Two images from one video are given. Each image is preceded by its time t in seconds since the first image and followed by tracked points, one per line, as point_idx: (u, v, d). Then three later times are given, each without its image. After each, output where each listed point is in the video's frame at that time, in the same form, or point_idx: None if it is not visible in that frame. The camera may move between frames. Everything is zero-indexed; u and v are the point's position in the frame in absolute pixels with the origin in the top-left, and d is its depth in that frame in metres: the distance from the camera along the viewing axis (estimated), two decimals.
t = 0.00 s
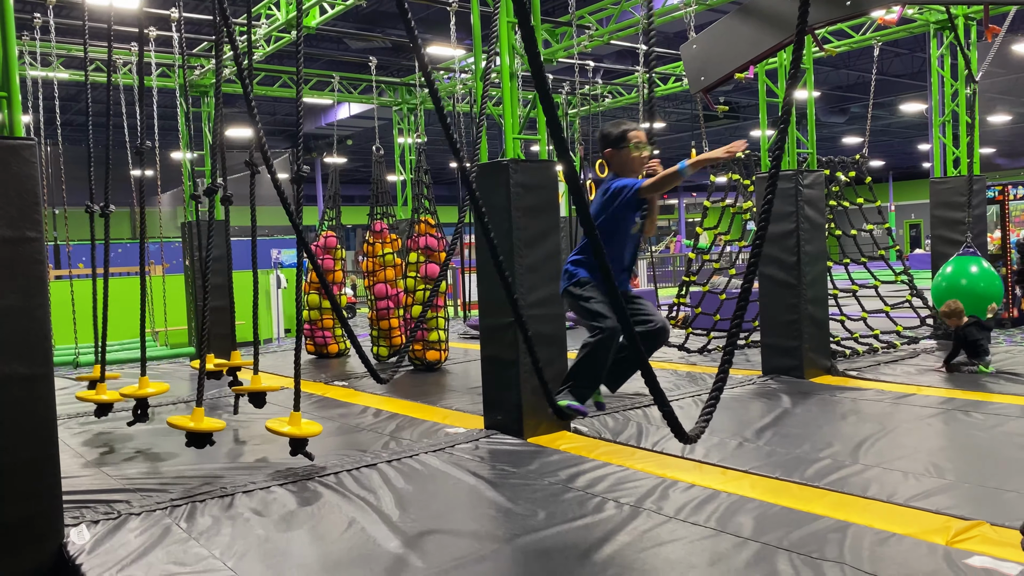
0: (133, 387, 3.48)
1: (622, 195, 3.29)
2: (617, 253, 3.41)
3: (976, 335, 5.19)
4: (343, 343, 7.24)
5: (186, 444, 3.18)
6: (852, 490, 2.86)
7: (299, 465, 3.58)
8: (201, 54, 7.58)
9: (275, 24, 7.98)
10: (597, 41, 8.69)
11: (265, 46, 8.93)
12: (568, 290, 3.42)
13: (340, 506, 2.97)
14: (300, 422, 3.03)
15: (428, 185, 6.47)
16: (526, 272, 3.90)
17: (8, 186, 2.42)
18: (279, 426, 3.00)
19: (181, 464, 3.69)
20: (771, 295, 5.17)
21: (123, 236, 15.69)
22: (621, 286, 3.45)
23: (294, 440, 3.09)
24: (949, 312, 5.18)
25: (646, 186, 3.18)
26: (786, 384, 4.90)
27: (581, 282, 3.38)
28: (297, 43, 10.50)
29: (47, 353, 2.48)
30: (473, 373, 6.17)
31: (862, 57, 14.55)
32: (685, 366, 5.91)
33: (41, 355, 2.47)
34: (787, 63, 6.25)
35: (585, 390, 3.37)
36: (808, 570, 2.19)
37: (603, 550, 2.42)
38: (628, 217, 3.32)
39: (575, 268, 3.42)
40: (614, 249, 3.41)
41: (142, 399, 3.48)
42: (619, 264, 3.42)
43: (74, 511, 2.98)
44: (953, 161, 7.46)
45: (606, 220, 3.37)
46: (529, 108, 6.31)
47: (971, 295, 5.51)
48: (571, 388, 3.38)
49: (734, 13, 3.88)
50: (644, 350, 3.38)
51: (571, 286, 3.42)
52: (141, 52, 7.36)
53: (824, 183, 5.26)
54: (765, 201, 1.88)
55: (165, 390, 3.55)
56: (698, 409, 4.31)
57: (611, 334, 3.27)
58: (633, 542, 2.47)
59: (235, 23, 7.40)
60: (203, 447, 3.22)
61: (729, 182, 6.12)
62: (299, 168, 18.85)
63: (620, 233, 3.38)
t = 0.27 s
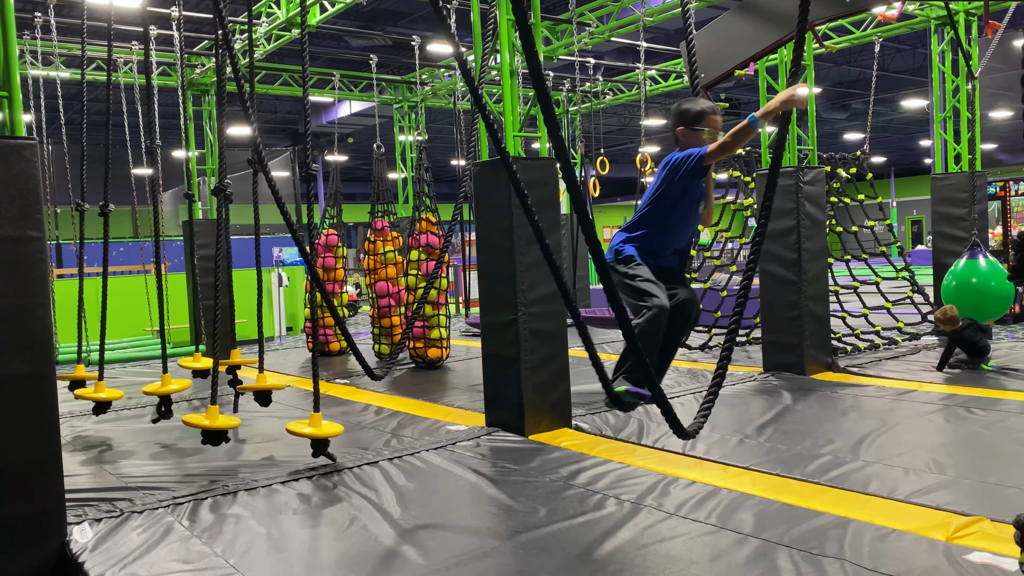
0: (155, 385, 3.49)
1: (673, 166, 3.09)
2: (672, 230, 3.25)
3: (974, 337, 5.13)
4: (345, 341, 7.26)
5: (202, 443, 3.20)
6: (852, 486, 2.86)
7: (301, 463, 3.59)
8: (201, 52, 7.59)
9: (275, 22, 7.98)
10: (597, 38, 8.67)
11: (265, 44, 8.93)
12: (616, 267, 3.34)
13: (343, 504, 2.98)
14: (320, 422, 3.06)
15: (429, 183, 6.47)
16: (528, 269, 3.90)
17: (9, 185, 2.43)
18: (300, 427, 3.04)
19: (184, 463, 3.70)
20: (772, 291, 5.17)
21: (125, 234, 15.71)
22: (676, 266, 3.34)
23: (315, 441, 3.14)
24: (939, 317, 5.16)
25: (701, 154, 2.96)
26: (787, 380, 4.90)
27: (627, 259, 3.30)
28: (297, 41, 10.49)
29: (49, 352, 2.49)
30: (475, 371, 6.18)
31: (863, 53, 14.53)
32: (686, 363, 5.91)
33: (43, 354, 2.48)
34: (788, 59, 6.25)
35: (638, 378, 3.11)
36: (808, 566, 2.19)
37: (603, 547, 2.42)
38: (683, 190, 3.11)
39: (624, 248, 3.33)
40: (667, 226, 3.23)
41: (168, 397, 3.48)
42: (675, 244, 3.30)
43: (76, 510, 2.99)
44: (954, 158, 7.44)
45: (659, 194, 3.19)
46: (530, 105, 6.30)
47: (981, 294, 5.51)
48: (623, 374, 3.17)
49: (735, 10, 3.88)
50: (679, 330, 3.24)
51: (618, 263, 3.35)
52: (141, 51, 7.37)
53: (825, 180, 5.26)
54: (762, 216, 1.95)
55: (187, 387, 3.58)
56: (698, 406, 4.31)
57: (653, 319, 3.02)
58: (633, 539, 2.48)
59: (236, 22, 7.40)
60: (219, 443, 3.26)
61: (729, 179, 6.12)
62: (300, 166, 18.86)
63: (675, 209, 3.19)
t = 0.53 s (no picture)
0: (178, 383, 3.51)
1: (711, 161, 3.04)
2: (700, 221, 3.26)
3: (971, 333, 5.16)
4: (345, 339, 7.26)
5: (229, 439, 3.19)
6: (852, 483, 2.87)
7: (302, 460, 3.59)
8: (201, 50, 7.58)
9: (274, 20, 7.97)
10: (597, 35, 8.66)
11: (265, 41, 8.92)
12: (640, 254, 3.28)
13: (344, 501, 2.98)
14: (344, 425, 3.08)
15: (429, 181, 6.47)
16: (528, 266, 3.90)
17: (9, 184, 2.43)
18: (325, 430, 3.05)
19: (185, 460, 3.71)
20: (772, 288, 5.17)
21: (125, 232, 15.69)
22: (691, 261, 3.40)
23: (339, 443, 3.17)
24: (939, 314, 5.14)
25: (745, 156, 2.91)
26: (788, 377, 4.90)
27: (653, 248, 3.26)
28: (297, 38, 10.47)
29: (50, 350, 2.49)
30: (475, 368, 6.18)
31: (863, 49, 14.51)
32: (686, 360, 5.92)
33: (44, 353, 2.48)
34: (789, 56, 6.24)
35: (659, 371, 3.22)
36: (808, 563, 2.19)
37: (603, 544, 2.43)
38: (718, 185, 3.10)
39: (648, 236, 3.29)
40: (693, 216, 3.25)
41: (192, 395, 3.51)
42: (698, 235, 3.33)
43: (77, 508, 2.99)
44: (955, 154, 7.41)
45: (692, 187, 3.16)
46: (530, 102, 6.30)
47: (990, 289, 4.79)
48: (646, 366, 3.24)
49: (734, 6, 3.87)
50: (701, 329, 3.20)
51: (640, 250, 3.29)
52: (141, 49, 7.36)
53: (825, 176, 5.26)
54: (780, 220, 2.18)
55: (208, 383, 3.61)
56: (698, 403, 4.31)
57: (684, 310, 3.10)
58: (633, 536, 2.48)
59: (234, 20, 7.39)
60: (248, 439, 3.25)
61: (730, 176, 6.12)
62: (301, 164, 18.85)
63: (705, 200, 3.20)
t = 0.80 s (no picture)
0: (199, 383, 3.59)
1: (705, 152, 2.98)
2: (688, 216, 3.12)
3: (971, 328, 5.15)
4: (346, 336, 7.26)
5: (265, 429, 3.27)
6: (855, 479, 2.86)
7: (303, 457, 3.59)
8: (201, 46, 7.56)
9: (275, 16, 7.96)
10: (598, 30, 8.64)
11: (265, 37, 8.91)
12: (636, 241, 2.97)
13: (345, 498, 2.98)
14: (368, 424, 3.03)
15: (430, 177, 6.46)
16: (529, 263, 3.89)
17: (9, 180, 2.42)
18: (348, 430, 3.00)
19: (187, 457, 3.70)
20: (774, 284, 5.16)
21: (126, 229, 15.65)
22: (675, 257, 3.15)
23: (364, 443, 3.09)
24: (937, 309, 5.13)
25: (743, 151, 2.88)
26: (790, 373, 4.89)
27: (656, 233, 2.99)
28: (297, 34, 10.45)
29: (50, 348, 2.49)
30: (476, 364, 6.17)
31: (865, 44, 14.48)
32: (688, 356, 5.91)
33: (44, 350, 2.47)
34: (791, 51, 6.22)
35: (677, 355, 2.86)
36: (811, 559, 2.19)
37: (605, 541, 2.42)
38: (712, 177, 3.02)
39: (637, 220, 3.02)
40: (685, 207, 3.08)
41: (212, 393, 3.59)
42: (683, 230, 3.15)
43: (78, 505, 2.99)
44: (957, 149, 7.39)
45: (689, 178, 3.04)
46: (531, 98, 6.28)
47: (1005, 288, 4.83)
48: (661, 349, 2.86)
49: (735, 2, 3.87)
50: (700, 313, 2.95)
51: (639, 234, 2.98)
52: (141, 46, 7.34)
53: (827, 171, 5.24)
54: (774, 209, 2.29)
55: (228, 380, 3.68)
56: (700, 399, 4.31)
57: (701, 285, 2.85)
58: (635, 533, 2.48)
59: (234, 16, 7.37)
60: (281, 428, 3.32)
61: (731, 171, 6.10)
62: (301, 160, 18.84)
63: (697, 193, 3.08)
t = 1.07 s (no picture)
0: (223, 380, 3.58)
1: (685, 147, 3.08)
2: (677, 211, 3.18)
3: (981, 321, 5.11)
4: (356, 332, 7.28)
5: (305, 418, 3.21)
6: (869, 473, 2.85)
7: (316, 453, 3.60)
8: (211, 44, 7.59)
9: (284, 13, 7.97)
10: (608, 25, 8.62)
11: (275, 34, 8.92)
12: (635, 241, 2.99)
13: (357, 494, 2.98)
14: (396, 421, 2.88)
15: (439, 174, 6.45)
16: (539, 259, 3.89)
17: (24, 178, 2.43)
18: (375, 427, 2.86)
19: (201, 453, 3.72)
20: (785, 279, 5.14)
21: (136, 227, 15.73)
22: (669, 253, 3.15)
23: (393, 441, 2.96)
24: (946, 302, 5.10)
25: (722, 143, 2.95)
26: (801, 368, 4.88)
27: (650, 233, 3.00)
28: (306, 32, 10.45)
29: (66, 344, 2.50)
30: (487, 360, 6.18)
31: (875, 38, 14.39)
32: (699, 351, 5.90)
33: (60, 347, 2.49)
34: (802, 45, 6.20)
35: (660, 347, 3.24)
36: (826, 554, 2.19)
37: (619, 536, 2.42)
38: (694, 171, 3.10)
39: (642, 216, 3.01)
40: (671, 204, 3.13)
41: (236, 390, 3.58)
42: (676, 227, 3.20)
43: (94, 501, 3.01)
44: (968, 142, 7.35)
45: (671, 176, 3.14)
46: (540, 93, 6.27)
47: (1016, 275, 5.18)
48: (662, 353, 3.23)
49: None
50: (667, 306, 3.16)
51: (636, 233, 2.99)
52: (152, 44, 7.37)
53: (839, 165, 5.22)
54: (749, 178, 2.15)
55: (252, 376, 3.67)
56: (712, 394, 4.30)
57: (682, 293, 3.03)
58: (649, 528, 2.48)
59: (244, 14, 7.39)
60: (321, 416, 3.26)
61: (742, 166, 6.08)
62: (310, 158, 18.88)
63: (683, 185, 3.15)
